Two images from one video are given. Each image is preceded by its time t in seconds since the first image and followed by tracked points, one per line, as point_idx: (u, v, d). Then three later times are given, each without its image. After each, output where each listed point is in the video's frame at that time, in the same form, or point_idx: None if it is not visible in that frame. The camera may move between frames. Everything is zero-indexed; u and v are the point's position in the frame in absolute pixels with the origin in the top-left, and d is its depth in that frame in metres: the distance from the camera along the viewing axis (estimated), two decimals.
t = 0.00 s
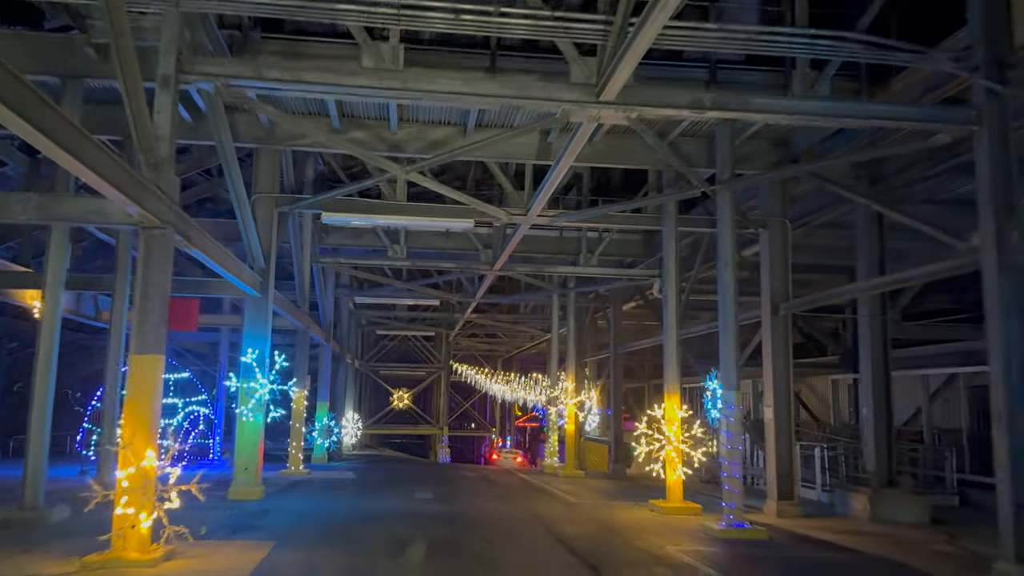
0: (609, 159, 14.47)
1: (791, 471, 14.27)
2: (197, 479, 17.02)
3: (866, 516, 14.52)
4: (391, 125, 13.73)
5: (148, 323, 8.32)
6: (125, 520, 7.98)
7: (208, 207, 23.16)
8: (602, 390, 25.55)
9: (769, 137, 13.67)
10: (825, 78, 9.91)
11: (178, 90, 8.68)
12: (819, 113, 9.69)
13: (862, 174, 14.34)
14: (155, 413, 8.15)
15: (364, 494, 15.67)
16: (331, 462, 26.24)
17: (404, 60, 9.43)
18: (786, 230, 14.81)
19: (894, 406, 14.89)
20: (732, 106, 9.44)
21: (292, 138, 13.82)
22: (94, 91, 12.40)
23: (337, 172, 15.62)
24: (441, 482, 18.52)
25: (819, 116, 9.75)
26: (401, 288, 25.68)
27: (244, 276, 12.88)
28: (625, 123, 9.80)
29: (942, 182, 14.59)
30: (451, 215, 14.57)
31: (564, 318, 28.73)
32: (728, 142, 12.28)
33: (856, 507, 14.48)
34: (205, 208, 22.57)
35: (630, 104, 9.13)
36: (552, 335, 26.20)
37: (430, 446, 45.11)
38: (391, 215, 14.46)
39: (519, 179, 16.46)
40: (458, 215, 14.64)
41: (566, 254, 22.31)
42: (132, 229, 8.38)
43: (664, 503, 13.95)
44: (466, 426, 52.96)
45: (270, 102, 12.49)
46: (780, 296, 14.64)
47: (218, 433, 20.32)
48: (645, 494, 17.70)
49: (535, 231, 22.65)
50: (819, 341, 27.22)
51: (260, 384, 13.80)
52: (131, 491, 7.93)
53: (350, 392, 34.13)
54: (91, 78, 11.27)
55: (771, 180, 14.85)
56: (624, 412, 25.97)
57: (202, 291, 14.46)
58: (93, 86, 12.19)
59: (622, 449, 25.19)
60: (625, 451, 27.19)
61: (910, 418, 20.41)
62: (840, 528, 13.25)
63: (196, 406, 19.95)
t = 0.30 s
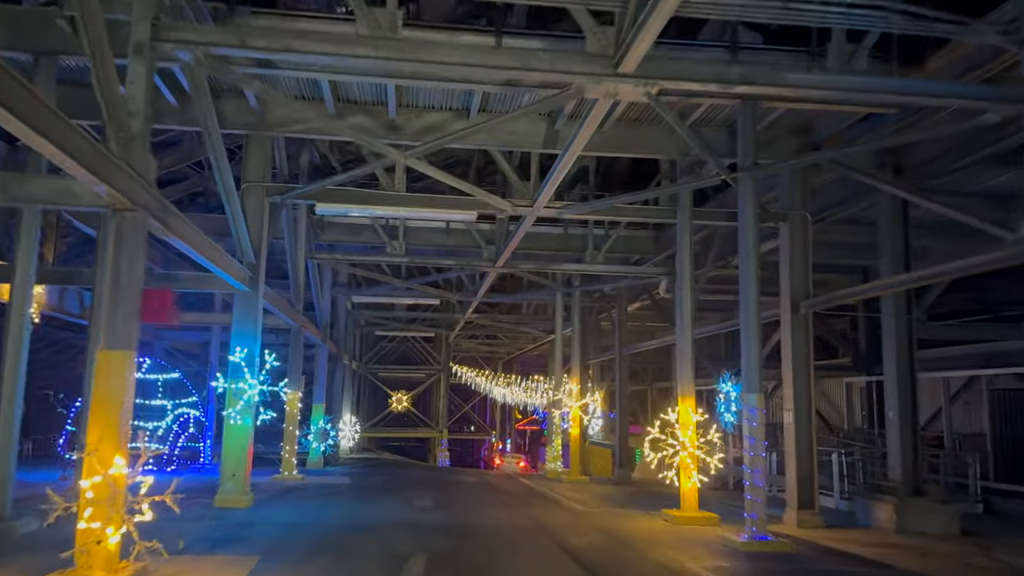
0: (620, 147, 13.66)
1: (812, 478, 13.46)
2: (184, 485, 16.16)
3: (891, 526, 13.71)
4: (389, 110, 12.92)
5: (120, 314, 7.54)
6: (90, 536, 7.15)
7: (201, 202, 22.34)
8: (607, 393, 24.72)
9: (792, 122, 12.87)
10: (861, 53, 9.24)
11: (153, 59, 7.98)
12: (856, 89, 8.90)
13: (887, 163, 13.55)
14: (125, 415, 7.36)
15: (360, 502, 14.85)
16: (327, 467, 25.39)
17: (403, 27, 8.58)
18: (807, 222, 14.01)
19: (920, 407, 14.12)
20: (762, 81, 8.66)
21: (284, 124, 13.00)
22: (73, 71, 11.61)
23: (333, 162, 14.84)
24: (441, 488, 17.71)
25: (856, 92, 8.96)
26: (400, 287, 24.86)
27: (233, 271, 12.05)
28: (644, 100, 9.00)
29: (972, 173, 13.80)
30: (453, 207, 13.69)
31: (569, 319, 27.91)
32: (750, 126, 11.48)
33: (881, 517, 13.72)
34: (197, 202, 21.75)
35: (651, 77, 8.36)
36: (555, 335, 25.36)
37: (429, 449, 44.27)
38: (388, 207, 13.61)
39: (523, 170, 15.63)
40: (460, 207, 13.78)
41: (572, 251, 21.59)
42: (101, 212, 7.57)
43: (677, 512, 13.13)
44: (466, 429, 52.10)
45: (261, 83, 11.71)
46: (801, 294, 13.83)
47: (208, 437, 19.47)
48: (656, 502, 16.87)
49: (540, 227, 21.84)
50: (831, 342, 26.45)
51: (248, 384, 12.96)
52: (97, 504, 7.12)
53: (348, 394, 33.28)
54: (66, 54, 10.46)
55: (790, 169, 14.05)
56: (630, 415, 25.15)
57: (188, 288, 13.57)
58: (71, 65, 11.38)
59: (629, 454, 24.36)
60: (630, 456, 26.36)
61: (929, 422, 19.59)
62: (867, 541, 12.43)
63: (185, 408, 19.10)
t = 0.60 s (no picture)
0: (632, 133, 12.86)
1: (835, 484, 12.66)
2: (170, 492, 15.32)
3: (920, 536, 12.90)
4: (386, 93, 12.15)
5: (82, 302, 6.73)
6: (47, 554, 6.28)
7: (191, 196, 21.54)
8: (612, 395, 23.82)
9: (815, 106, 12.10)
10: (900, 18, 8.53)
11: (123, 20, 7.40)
12: (898, 60, 8.14)
13: (914, 150, 12.79)
14: (87, 413, 6.58)
15: (356, 509, 14.06)
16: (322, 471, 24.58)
17: None
18: (830, 213, 13.22)
19: (949, 410, 13.33)
20: (797, 50, 7.90)
21: (274, 107, 12.23)
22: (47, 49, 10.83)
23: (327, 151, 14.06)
24: (441, 494, 16.91)
25: (898, 63, 8.20)
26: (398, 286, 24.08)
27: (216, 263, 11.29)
28: (666, 71, 8.25)
29: (1004, 161, 13.04)
30: (452, 197, 12.85)
31: (572, 319, 27.14)
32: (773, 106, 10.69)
33: (910, 526, 12.96)
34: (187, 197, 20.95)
35: (676, 45, 7.61)
36: (559, 336, 24.56)
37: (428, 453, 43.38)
38: (386, 196, 12.81)
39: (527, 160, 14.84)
40: (462, 196, 12.95)
41: (576, 248, 20.82)
42: (60, 190, 6.78)
43: (694, 521, 12.34)
44: (466, 432, 51.30)
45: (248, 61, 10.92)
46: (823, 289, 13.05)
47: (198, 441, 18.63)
48: (668, 511, 16.09)
49: (543, 223, 21.06)
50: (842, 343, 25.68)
51: (236, 385, 12.15)
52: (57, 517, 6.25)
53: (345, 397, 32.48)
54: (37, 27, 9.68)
55: (810, 157, 13.31)
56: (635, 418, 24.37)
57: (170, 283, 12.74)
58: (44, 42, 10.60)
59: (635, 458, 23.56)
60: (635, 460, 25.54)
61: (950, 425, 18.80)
62: (898, 553, 11.63)
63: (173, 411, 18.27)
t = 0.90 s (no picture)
0: (644, 117, 12.08)
1: (861, 491, 11.86)
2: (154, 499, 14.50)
3: (951, 546, 12.11)
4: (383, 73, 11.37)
5: (35, 288, 6.06)
6: None
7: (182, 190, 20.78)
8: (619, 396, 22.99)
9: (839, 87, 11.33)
10: None
11: None
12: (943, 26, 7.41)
13: (944, 135, 12.02)
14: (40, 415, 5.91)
15: (351, 517, 13.28)
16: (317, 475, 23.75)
17: None
18: (854, 202, 12.44)
19: (980, 411, 12.56)
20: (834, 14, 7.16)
21: (264, 89, 11.47)
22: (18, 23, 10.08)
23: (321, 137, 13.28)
24: (441, 500, 16.11)
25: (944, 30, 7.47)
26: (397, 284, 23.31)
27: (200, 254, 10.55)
28: (692, 33, 7.54)
29: None
30: (453, 185, 12.07)
31: (575, 318, 26.36)
32: (800, 84, 9.88)
33: (941, 536, 12.16)
34: (178, 191, 20.18)
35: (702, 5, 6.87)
36: (562, 335, 23.77)
37: (427, 456, 42.56)
38: (384, 184, 12.03)
39: (532, 148, 14.06)
40: (464, 184, 12.17)
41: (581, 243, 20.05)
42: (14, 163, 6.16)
43: (711, 531, 11.58)
44: (465, 434, 50.52)
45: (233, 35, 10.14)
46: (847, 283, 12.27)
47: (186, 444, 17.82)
48: (679, 518, 15.31)
49: (546, 218, 20.30)
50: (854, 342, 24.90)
51: (222, 386, 11.39)
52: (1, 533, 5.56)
53: (342, 398, 31.69)
54: None
55: (833, 143, 12.55)
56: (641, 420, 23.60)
57: (153, 276, 12.05)
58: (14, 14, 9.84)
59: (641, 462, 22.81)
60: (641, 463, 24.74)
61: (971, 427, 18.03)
62: (930, 564, 10.84)
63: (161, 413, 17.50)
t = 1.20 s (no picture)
0: (657, 96, 11.32)
1: (890, 497, 11.13)
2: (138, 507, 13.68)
3: (987, 556, 11.32)
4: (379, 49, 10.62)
5: None
6: None
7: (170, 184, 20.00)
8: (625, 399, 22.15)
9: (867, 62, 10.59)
10: None
11: None
12: None
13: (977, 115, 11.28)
14: None
15: (347, 524, 12.53)
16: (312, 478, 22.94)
17: None
18: (879, 188, 11.69)
19: (1014, 411, 11.80)
20: None
21: (251, 67, 10.72)
22: None
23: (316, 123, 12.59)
24: (440, 506, 15.34)
25: None
26: (394, 280, 22.54)
27: (182, 242, 9.80)
28: None
29: None
30: (454, 170, 11.30)
31: (578, 315, 25.60)
32: (830, 53, 9.15)
33: (973, 544, 11.28)
34: (167, 183, 19.41)
35: None
36: (565, 333, 23.00)
37: (425, 457, 41.78)
38: (380, 169, 11.27)
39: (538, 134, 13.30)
40: (466, 169, 11.41)
41: (586, 237, 19.31)
42: None
43: (731, 539, 10.83)
44: (464, 435, 49.82)
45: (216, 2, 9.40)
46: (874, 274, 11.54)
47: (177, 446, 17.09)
48: (693, 524, 14.58)
49: (549, 211, 19.55)
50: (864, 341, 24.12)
51: (206, 381, 10.61)
52: None
53: (338, 398, 30.92)
54: None
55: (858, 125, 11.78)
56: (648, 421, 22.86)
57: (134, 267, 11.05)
58: None
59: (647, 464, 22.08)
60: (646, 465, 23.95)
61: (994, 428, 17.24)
62: None
63: (150, 413, 16.74)
